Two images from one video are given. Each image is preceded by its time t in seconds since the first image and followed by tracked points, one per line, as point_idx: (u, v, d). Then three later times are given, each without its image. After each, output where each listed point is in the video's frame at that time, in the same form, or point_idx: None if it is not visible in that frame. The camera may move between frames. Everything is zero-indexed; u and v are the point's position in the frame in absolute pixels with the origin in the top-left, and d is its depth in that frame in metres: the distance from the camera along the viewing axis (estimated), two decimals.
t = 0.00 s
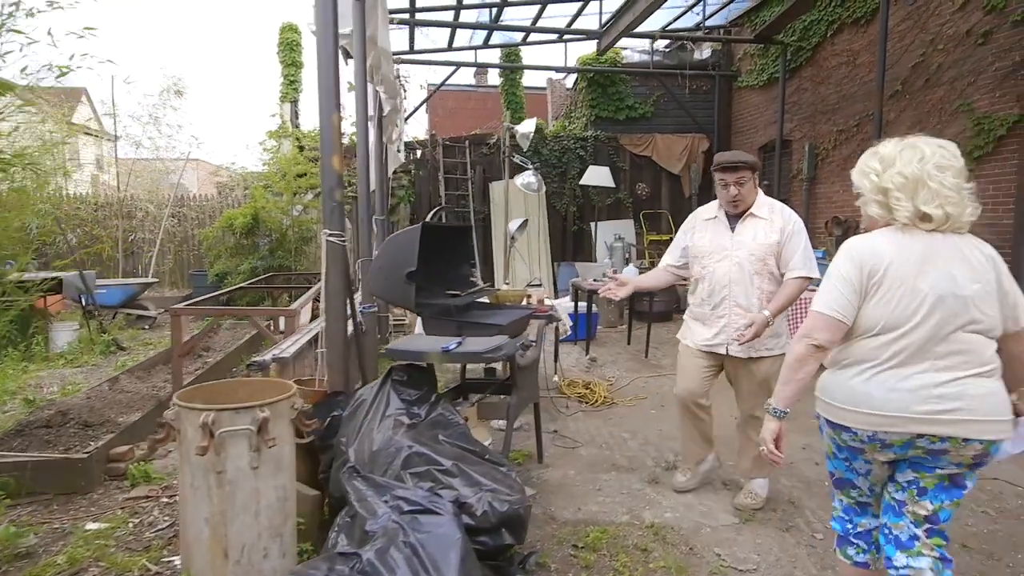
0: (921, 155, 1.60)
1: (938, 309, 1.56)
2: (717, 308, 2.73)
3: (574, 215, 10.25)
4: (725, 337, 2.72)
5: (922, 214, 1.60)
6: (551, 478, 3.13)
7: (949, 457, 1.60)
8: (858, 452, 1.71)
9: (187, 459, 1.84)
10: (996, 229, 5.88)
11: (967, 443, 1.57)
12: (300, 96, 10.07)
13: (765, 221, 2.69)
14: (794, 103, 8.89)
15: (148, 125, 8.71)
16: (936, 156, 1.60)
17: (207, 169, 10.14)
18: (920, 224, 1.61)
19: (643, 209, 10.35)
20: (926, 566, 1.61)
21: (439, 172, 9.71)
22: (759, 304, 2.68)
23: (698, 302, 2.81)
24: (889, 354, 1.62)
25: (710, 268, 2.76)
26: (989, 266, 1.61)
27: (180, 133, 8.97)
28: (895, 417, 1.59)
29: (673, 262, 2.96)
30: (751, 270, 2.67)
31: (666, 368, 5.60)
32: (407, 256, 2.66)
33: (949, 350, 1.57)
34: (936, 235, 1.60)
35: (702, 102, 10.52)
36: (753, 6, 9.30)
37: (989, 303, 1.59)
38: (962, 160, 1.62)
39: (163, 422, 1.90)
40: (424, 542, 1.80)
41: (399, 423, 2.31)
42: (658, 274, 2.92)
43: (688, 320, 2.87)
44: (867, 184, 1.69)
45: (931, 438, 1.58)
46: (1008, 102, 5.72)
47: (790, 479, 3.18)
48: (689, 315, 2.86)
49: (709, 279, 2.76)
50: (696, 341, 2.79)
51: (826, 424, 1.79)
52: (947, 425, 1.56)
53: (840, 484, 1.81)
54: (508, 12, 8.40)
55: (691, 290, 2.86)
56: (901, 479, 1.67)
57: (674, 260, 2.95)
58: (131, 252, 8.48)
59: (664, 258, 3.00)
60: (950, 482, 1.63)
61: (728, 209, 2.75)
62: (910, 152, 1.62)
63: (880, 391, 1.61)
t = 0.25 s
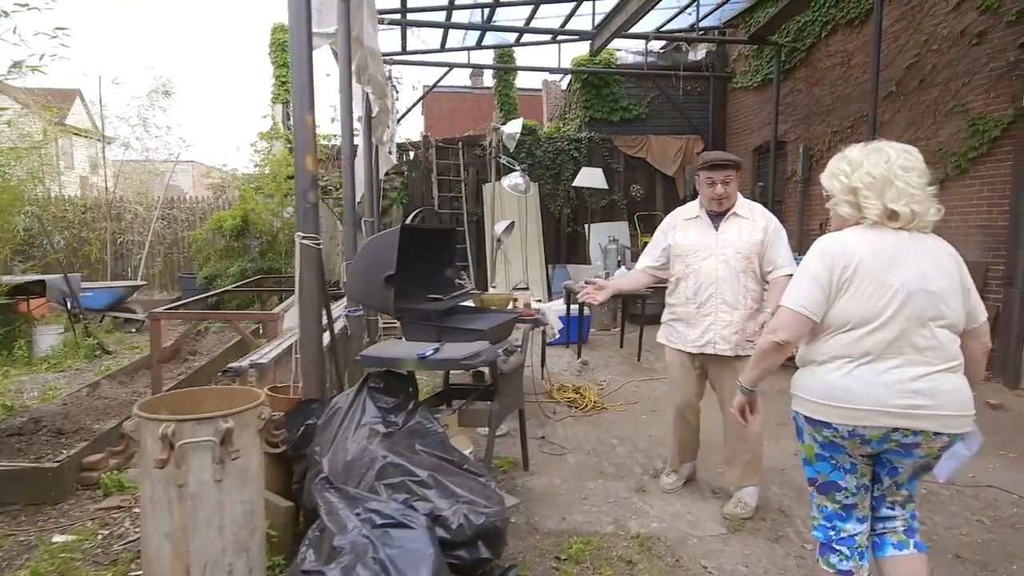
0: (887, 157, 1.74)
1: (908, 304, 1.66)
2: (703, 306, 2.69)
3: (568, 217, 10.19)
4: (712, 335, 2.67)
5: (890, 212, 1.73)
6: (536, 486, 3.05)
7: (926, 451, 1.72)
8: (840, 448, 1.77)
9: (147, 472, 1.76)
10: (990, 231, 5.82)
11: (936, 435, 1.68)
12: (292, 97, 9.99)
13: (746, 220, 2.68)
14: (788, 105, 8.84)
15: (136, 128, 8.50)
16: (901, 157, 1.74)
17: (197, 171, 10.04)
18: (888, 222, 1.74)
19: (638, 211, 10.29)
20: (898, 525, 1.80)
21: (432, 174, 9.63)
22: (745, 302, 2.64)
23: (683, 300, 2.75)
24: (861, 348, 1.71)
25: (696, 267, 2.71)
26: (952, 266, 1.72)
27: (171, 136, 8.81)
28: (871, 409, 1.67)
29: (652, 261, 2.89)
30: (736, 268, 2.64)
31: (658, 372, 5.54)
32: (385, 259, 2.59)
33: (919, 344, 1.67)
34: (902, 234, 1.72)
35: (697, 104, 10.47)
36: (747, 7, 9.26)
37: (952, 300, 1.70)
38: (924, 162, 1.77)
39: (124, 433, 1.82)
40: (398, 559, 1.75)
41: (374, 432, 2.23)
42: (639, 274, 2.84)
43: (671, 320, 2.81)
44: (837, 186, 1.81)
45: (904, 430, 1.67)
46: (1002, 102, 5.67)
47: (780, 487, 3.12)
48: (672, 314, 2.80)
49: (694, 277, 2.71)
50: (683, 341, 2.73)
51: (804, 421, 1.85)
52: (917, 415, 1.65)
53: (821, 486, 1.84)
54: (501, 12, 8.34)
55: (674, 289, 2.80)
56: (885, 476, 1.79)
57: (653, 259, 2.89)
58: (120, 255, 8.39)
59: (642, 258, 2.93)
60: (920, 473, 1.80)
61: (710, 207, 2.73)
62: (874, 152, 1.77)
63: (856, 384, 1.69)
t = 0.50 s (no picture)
0: (869, 157, 1.69)
1: (898, 301, 1.62)
2: (683, 304, 2.69)
3: (562, 218, 10.12)
4: (693, 333, 2.67)
5: (876, 211, 1.68)
6: (521, 494, 2.98)
7: (919, 449, 1.69)
8: (836, 449, 1.71)
9: (103, 485, 1.68)
10: (986, 232, 5.77)
11: (929, 432, 1.66)
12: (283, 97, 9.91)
13: (721, 219, 2.73)
14: (783, 105, 8.79)
15: (125, 128, 8.39)
16: (883, 155, 1.69)
17: (188, 173, 9.95)
18: (874, 221, 1.68)
19: (632, 213, 10.23)
20: (891, 541, 1.78)
21: (425, 175, 9.56)
22: (724, 298, 2.67)
23: (662, 299, 2.74)
24: (852, 347, 1.66)
25: (675, 265, 2.71)
26: (938, 262, 1.69)
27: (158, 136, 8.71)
28: (865, 409, 1.63)
29: (629, 260, 2.86)
30: (715, 265, 2.66)
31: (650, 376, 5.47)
32: (362, 263, 2.52)
33: (910, 340, 1.64)
34: (889, 231, 1.67)
35: (691, 104, 10.41)
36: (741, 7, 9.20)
37: (939, 295, 1.68)
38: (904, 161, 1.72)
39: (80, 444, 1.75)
40: None
41: (348, 441, 2.15)
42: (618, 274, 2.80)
43: (650, 319, 2.80)
44: (821, 185, 1.75)
45: (900, 429, 1.63)
46: (998, 102, 5.62)
47: (771, 494, 3.04)
48: (652, 313, 2.78)
49: (673, 275, 2.71)
50: (665, 340, 2.72)
51: (797, 423, 1.77)
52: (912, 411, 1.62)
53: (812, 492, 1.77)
54: (493, 12, 8.27)
55: (653, 287, 2.79)
56: (877, 477, 1.75)
57: (630, 258, 2.86)
58: (110, 257, 8.29)
59: (617, 258, 2.89)
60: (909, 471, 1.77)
61: (686, 206, 2.74)
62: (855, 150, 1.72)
63: (848, 384, 1.64)
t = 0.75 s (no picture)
0: (876, 152, 1.63)
1: (901, 300, 1.58)
2: (670, 303, 2.71)
3: (557, 219, 10.05)
4: (680, 333, 2.70)
5: (880, 208, 1.63)
6: (506, 502, 2.90)
7: (920, 448, 1.65)
8: (839, 452, 1.65)
9: (57, 500, 1.61)
10: (984, 233, 5.69)
11: (931, 430, 1.62)
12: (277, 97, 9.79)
13: (704, 218, 2.77)
14: (779, 105, 8.72)
15: (115, 128, 8.55)
16: (890, 152, 1.63)
17: (180, 173, 9.87)
18: (876, 218, 1.63)
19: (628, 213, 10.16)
20: (890, 550, 1.72)
21: (419, 175, 9.48)
22: (708, 297, 2.73)
23: (649, 299, 2.75)
24: (855, 346, 1.60)
25: (661, 264, 2.73)
26: (935, 263, 1.67)
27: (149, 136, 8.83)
28: (870, 409, 1.58)
29: (612, 260, 2.84)
30: (700, 264, 2.71)
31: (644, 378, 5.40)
32: (340, 266, 2.45)
33: (910, 338, 1.60)
34: (891, 230, 1.63)
35: (688, 104, 10.34)
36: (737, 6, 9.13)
37: (937, 293, 1.65)
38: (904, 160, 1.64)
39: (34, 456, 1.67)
40: None
41: (321, 450, 2.07)
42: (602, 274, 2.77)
43: (636, 318, 2.80)
44: (826, 180, 1.69)
45: (903, 429, 1.59)
46: (995, 102, 5.55)
47: (763, 502, 2.97)
48: (638, 313, 2.78)
49: (660, 275, 2.73)
50: (653, 339, 2.73)
51: (798, 427, 1.70)
52: (916, 410, 1.58)
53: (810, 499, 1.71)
54: (487, 11, 8.19)
55: (638, 287, 2.79)
56: (875, 479, 1.70)
57: (613, 257, 2.85)
58: (100, 258, 8.21)
59: (599, 257, 2.86)
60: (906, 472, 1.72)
61: (671, 205, 2.76)
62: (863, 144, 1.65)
63: (852, 385, 1.59)
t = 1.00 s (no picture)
0: (874, 152, 1.57)
1: (904, 300, 1.51)
2: (658, 311, 2.66)
3: (553, 220, 9.99)
4: (664, 341, 2.65)
5: (878, 207, 1.56)
6: (491, 510, 2.83)
7: (923, 454, 1.58)
8: (840, 459, 1.57)
9: (10, 515, 1.54)
10: (982, 233, 5.63)
11: (936, 434, 1.55)
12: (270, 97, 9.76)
13: (696, 225, 2.73)
14: (776, 105, 8.66)
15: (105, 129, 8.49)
16: (887, 150, 1.58)
17: (173, 174, 9.80)
18: (874, 217, 1.57)
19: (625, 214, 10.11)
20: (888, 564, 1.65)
21: (414, 176, 9.41)
22: (696, 306, 2.69)
23: (636, 305, 2.69)
24: (855, 348, 1.53)
25: (651, 272, 2.68)
26: (937, 263, 1.61)
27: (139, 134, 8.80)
28: (874, 413, 1.50)
29: (600, 263, 2.79)
30: (689, 273, 2.67)
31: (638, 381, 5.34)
32: (318, 268, 2.38)
33: (913, 341, 1.53)
34: (890, 229, 1.57)
35: (685, 104, 10.27)
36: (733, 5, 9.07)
37: (939, 294, 1.59)
38: (904, 159, 1.57)
39: None
40: None
41: (293, 459, 2.00)
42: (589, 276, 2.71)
43: (620, 323, 2.74)
44: (823, 180, 1.64)
45: (907, 433, 1.52)
46: (993, 100, 5.49)
47: (755, 510, 2.90)
48: (624, 318, 2.73)
49: (649, 282, 2.68)
50: (637, 345, 2.67)
51: (798, 433, 1.62)
52: (920, 414, 1.51)
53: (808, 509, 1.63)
54: (481, 10, 8.13)
55: (626, 292, 2.74)
56: (875, 489, 1.61)
57: (601, 261, 2.79)
58: (91, 260, 8.15)
59: (587, 259, 2.80)
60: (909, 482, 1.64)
61: (663, 210, 2.70)
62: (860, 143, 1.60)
63: (854, 388, 1.51)
